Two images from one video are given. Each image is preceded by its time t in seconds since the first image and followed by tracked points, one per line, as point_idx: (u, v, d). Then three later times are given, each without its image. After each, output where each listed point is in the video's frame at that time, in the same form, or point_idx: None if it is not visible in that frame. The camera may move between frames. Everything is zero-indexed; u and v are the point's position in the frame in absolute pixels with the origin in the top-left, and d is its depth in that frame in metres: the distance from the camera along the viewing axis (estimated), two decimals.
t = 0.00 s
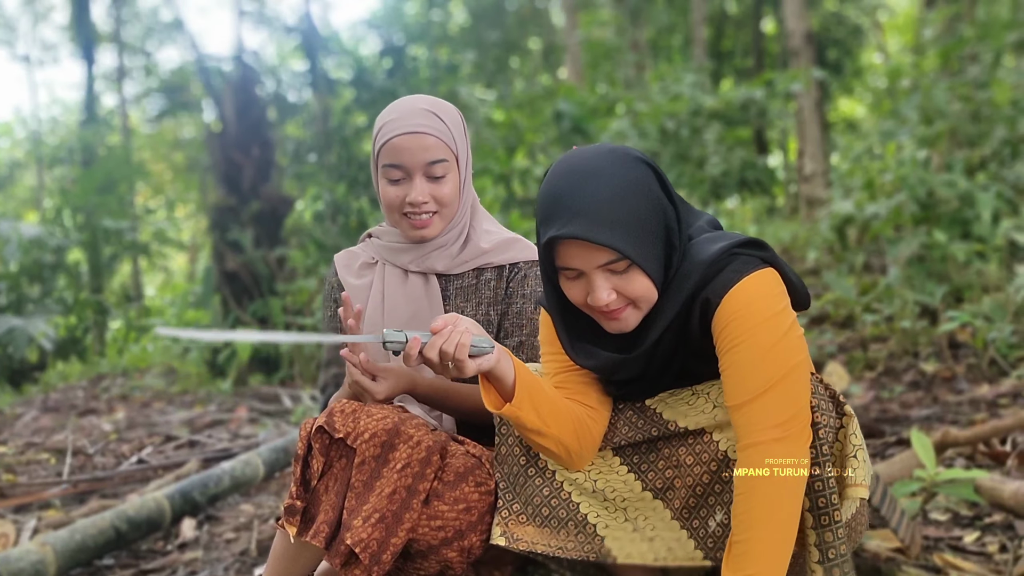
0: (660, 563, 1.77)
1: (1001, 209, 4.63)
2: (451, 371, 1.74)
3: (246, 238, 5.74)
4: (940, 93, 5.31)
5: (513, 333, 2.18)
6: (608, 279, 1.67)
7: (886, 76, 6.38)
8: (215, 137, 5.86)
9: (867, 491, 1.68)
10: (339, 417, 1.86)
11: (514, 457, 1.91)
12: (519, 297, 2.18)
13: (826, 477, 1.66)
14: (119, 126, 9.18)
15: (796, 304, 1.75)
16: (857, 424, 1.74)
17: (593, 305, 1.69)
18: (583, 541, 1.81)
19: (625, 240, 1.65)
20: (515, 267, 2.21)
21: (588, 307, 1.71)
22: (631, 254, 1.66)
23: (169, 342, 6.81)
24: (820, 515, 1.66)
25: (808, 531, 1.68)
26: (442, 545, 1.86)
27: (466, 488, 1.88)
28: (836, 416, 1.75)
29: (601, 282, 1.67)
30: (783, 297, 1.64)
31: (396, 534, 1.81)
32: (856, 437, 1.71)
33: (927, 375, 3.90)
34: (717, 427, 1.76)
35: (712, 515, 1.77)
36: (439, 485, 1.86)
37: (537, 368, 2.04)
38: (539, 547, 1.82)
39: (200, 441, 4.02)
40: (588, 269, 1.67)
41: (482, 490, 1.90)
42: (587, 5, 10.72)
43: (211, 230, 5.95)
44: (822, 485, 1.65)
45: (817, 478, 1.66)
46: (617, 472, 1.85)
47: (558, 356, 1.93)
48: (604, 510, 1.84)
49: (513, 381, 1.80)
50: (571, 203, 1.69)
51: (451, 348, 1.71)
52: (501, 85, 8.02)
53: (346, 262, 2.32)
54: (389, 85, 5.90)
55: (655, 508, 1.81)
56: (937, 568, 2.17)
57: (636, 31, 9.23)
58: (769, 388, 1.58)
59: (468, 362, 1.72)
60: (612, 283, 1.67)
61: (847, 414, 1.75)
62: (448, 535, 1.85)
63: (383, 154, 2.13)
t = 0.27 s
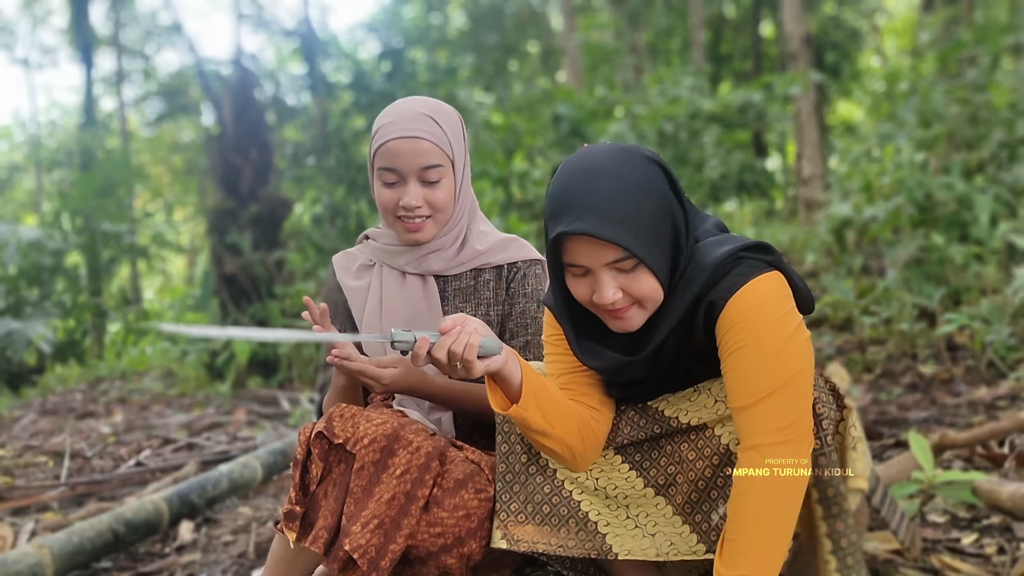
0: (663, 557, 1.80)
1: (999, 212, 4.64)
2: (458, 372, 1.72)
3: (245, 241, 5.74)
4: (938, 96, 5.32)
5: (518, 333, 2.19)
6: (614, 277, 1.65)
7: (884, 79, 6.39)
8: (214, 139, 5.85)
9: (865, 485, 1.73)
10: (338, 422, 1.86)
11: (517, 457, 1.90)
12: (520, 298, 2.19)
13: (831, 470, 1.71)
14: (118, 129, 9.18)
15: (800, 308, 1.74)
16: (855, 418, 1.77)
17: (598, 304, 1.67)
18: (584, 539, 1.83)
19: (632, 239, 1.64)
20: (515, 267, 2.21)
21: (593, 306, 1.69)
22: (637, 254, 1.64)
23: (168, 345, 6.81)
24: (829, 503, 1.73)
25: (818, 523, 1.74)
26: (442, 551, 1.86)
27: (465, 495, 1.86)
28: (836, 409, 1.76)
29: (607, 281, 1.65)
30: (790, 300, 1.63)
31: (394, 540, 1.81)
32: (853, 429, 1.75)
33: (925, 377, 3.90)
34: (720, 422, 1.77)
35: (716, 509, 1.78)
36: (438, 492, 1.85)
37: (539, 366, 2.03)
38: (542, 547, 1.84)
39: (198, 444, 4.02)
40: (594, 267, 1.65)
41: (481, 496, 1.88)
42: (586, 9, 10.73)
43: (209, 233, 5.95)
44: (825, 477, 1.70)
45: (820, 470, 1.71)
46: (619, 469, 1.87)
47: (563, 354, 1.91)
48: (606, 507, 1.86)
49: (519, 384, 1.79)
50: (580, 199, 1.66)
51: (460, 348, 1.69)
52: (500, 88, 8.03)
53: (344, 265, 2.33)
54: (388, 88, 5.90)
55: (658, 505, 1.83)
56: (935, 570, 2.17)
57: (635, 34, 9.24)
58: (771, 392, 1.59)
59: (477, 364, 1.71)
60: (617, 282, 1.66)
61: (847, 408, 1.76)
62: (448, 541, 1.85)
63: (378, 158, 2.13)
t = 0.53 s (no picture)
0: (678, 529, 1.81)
1: (1000, 210, 4.63)
2: (470, 349, 1.73)
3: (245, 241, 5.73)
4: (939, 95, 5.32)
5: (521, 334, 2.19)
6: (631, 255, 1.70)
7: (884, 79, 6.39)
8: (213, 140, 5.85)
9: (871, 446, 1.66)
10: (339, 419, 1.86)
11: (524, 445, 1.89)
12: (524, 297, 2.18)
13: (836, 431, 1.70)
14: (117, 130, 9.18)
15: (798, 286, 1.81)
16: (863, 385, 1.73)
17: (615, 283, 1.71)
18: (598, 523, 1.85)
19: (651, 215, 1.70)
20: (519, 266, 2.21)
21: (609, 286, 1.73)
22: (656, 231, 1.71)
23: (167, 345, 6.80)
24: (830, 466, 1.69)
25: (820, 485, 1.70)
26: (443, 548, 1.86)
27: (467, 491, 1.85)
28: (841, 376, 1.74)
29: (624, 258, 1.70)
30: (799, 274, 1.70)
31: (396, 537, 1.80)
32: (860, 395, 1.72)
33: (926, 376, 3.90)
34: (729, 392, 1.80)
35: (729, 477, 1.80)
36: (439, 489, 1.83)
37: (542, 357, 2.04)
38: (558, 533, 1.85)
39: (198, 443, 4.01)
40: (612, 246, 1.70)
41: (483, 493, 1.86)
42: (586, 10, 10.73)
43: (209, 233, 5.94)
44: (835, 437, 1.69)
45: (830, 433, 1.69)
46: (629, 451, 1.89)
47: (568, 344, 1.93)
48: (618, 490, 1.88)
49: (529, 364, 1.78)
50: (599, 179, 1.72)
51: (471, 324, 1.70)
52: (500, 89, 8.02)
53: (349, 257, 2.31)
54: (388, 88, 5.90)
55: (671, 481, 1.85)
56: (936, 567, 2.17)
57: (635, 34, 9.25)
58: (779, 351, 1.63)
59: (488, 339, 1.72)
60: (634, 260, 1.70)
61: (853, 375, 1.74)
62: (449, 538, 1.85)
63: (373, 154, 2.12)
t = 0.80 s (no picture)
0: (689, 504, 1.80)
1: (998, 209, 4.64)
2: (483, 309, 1.66)
3: (242, 240, 5.71)
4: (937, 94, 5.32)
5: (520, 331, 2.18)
6: (647, 228, 1.74)
7: (882, 78, 6.39)
8: (211, 139, 5.84)
9: (880, 413, 1.76)
10: (335, 415, 1.86)
11: (529, 434, 1.91)
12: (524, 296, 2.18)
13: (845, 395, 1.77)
14: (115, 130, 9.17)
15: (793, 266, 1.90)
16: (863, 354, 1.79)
17: (631, 255, 1.74)
18: (608, 506, 1.87)
19: (668, 188, 1.75)
20: (519, 263, 2.20)
21: (624, 258, 1.76)
22: (672, 203, 1.75)
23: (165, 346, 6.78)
24: (851, 432, 1.78)
25: (841, 449, 1.78)
26: (440, 544, 1.85)
27: (464, 486, 1.85)
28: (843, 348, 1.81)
29: (641, 230, 1.73)
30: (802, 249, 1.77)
31: (392, 533, 1.79)
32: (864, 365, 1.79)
33: (925, 374, 3.90)
34: (731, 365, 1.78)
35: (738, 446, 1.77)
36: (436, 484, 1.83)
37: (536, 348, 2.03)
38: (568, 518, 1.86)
39: (195, 443, 4.00)
40: (629, 218, 1.73)
41: (480, 488, 1.87)
42: (584, 9, 10.72)
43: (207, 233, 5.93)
44: (843, 405, 1.77)
45: (840, 402, 1.77)
46: (633, 432, 1.88)
47: (574, 328, 1.91)
48: (624, 471, 1.88)
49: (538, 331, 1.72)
50: (618, 150, 1.77)
51: (487, 282, 1.64)
52: (499, 89, 8.02)
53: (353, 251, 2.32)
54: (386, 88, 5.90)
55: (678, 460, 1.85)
56: (936, 564, 2.17)
57: (633, 34, 9.24)
58: (789, 307, 1.65)
59: (502, 300, 1.65)
60: (650, 234, 1.74)
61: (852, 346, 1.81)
62: (446, 533, 1.84)
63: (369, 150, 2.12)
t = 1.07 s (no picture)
0: (694, 496, 1.83)
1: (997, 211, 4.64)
2: (499, 297, 1.65)
3: (241, 242, 5.71)
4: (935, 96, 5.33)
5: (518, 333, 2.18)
6: (646, 218, 1.75)
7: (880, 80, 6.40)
8: (210, 141, 5.83)
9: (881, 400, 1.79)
10: (333, 416, 1.86)
11: (532, 435, 1.89)
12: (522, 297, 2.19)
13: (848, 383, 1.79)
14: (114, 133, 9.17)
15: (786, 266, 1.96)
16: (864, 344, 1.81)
17: (632, 244, 1.74)
18: (614, 502, 1.86)
19: (669, 177, 1.77)
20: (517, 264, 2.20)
21: (624, 248, 1.76)
22: (671, 192, 1.78)
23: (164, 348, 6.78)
24: (851, 418, 1.79)
25: (840, 432, 1.77)
26: (438, 544, 1.85)
27: (461, 487, 1.83)
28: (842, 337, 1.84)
29: (640, 220, 1.74)
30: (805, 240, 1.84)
31: (390, 533, 1.79)
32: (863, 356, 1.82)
33: (924, 376, 3.91)
34: (735, 356, 1.80)
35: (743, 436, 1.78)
36: (434, 484, 1.82)
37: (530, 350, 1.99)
38: (573, 519, 1.84)
39: (194, 445, 4.00)
40: (629, 208, 1.74)
41: (477, 489, 1.85)
42: (583, 12, 10.73)
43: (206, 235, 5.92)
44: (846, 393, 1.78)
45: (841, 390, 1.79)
46: (636, 428, 1.88)
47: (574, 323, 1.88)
48: (630, 467, 1.88)
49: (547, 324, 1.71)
50: (619, 140, 1.79)
51: (504, 269, 1.65)
52: (497, 92, 8.02)
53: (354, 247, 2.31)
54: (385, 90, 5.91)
55: (683, 452, 1.87)
56: (935, 566, 2.17)
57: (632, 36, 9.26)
58: (822, 278, 1.70)
59: (519, 289, 1.65)
60: (649, 224, 1.75)
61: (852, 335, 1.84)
62: (444, 534, 1.84)
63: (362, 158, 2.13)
